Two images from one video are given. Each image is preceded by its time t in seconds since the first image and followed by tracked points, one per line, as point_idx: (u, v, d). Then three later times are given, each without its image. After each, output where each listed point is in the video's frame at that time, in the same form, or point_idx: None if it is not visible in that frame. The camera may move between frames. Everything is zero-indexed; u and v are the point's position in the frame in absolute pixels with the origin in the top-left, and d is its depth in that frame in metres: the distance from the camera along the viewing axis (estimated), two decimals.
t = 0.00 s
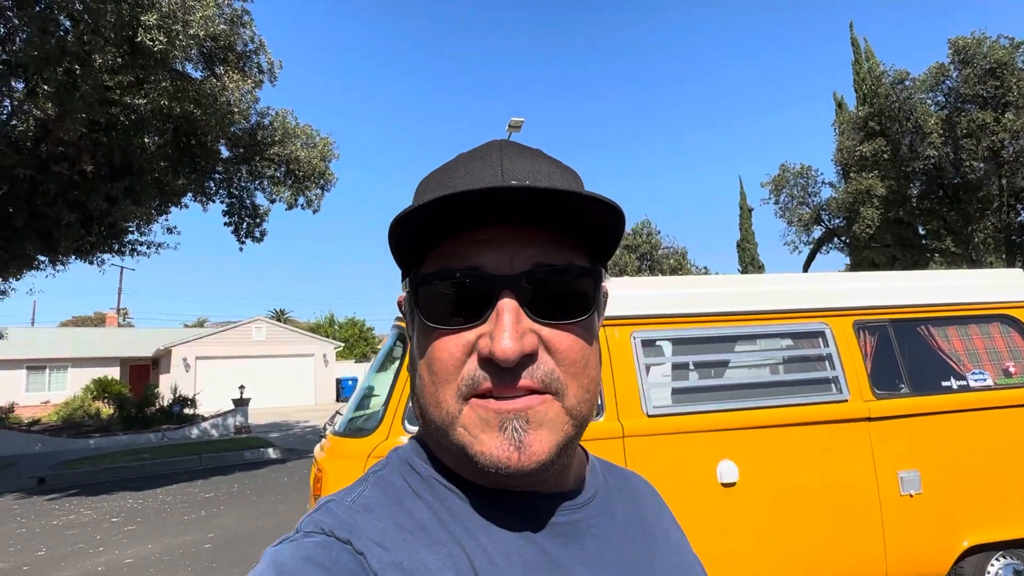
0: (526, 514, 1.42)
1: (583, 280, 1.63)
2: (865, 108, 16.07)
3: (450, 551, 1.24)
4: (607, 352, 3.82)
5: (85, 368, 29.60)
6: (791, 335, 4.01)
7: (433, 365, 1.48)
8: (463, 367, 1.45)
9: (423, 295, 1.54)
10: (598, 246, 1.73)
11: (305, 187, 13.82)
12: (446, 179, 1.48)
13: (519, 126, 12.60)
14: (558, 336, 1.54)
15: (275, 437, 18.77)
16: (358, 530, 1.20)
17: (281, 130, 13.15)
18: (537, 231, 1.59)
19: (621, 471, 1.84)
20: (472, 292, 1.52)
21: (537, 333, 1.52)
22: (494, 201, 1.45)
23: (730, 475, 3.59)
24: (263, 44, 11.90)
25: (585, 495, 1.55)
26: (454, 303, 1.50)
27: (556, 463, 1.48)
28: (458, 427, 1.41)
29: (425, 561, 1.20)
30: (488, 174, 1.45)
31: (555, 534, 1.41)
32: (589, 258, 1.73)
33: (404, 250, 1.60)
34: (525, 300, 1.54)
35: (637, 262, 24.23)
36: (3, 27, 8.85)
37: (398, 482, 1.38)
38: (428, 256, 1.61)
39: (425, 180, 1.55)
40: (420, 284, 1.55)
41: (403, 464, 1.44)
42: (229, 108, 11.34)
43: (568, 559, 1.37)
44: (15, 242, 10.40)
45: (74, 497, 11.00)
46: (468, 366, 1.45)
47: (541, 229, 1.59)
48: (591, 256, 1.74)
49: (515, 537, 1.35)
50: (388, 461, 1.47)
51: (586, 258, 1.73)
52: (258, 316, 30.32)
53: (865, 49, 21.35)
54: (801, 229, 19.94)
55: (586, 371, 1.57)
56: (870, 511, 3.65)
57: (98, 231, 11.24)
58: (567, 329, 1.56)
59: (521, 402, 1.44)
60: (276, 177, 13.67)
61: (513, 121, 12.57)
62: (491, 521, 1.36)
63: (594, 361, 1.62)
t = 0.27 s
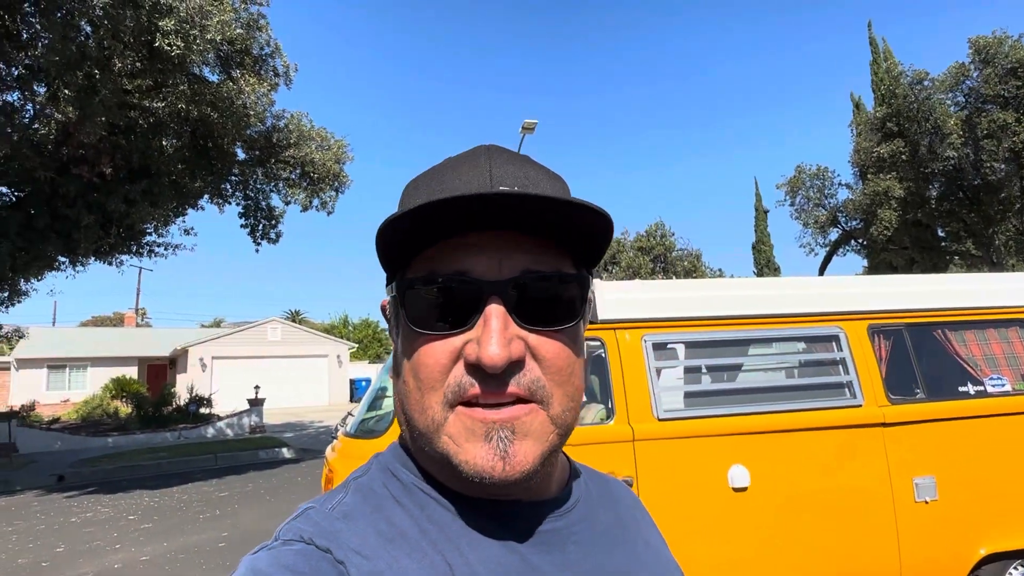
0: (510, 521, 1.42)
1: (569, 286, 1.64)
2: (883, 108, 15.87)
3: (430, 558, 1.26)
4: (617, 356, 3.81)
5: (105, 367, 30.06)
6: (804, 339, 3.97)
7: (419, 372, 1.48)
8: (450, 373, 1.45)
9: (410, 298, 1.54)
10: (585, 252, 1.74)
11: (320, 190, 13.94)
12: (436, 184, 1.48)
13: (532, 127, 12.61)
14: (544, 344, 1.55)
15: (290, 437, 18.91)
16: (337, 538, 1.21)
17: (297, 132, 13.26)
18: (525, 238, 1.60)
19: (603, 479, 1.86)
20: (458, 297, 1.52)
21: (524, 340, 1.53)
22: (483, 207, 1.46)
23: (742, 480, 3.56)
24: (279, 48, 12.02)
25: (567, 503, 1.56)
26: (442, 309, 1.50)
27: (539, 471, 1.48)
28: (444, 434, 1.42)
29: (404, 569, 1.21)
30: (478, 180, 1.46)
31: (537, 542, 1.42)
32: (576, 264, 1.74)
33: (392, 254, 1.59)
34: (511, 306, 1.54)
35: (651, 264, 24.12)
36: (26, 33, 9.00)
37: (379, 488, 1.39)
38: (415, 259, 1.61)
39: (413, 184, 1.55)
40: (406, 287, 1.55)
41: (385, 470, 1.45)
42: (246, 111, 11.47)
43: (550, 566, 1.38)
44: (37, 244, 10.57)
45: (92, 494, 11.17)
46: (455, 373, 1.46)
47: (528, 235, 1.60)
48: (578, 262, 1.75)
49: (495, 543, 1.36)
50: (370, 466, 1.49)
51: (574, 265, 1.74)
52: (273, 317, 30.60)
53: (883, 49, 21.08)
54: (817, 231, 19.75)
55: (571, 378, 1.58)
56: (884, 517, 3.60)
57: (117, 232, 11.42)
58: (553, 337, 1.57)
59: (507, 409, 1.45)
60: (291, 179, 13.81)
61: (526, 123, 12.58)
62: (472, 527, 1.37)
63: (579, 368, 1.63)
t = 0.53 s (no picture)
0: (506, 527, 1.45)
1: (565, 296, 1.65)
2: (899, 108, 15.70)
3: (424, 563, 1.28)
4: (628, 359, 3.81)
5: (122, 368, 30.46)
6: (817, 342, 3.94)
7: (415, 381, 1.48)
8: (447, 384, 1.46)
9: (408, 306, 1.54)
10: (582, 262, 1.75)
11: (333, 192, 14.06)
12: (435, 193, 1.50)
13: (544, 129, 12.62)
14: (540, 354, 1.55)
15: (303, 438, 19.04)
16: (332, 543, 1.23)
17: (310, 135, 13.38)
18: (522, 247, 1.61)
19: (598, 484, 1.88)
20: (455, 306, 1.52)
21: (520, 350, 1.54)
22: (481, 218, 1.48)
23: (754, 484, 3.54)
24: (293, 52, 12.14)
25: (562, 508, 1.59)
26: (439, 319, 1.50)
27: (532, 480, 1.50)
28: (438, 445, 1.43)
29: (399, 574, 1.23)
30: (476, 189, 1.48)
31: (532, 547, 1.44)
32: (573, 274, 1.75)
33: (390, 262, 1.60)
34: (508, 316, 1.55)
35: (664, 266, 24.01)
36: (45, 39, 9.14)
37: (374, 495, 1.40)
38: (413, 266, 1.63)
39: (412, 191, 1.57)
40: (405, 294, 1.55)
41: (380, 477, 1.47)
42: (260, 114, 11.59)
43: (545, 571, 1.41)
44: (56, 247, 10.73)
45: (110, 493, 11.32)
46: (452, 383, 1.46)
47: (527, 246, 1.61)
48: (575, 271, 1.77)
49: (489, 549, 1.38)
50: (363, 473, 1.50)
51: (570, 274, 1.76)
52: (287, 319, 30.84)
53: (900, 48, 20.85)
54: (832, 232, 19.56)
55: (565, 391, 1.59)
56: (900, 523, 3.56)
57: (134, 235, 11.59)
58: (549, 347, 1.58)
59: (503, 421, 1.46)
60: (305, 182, 13.93)
61: (538, 125, 12.60)
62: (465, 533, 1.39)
63: (574, 378, 1.64)
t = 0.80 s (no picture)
0: (507, 525, 1.46)
1: (564, 295, 1.66)
2: (911, 108, 15.58)
3: (426, 560, 1.28)
4: (636, 360, 3.80)
5: (134, 369, 30.74)
6: (827, 343, 3.92)
7: (413, 376, 1.50)
8: (444, 378, 1.47)
9: (406, 302, 1.56)
10: (580, 262, 1.77)
11: (342, 195, 14.13)
12: (434, 190, 1.51)
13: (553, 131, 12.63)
14: (538, 351, 1.56)
15: (313, 440, 19.13)
16: (333, 540, 1.23)
17: (320, 139, 13.45)
18: (520, 245, 1.62)
19: (595, 483, 1.90)
20: (453, 303, 1.54)
21: (517, 346, 1.54)
22: (479, 216, 1.49)
23: (764, 485, 3.52)
24: (303, 56, 12.22)
25: (560, 506, 1.60)
26: (436, 315, 1.52)
27: (531, 477, 1.51)
28: (434, 438, 1.44)
29: (401, 570, 1.23)
30: (475, 187, 1.49)
31: (531, 544, 1.45)
32: (571, 273, 1.76)
33: (389, 259, 1.62)
34: (505, 313, 1.56)
35: (673, 268, 23.94)
36: (59, 44, 9.21)
37: (374, 492, 1.41)
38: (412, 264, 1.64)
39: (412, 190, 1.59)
40: (403, 290, 1.57)
41: (381, 474, 1.47)
42: (270, 118, 11.68)
43: (545, 567, 1.42)
44: (70, 250, 10.80)
45: (122, 494, 11.43)
46: (449, 378, 1.47)
47: (526, 244, 1.63)
48: (573, 271, 1.78)
49: (490, 546, 1.39)
50: (364, 470, 1.51)
51: (568, 274, 1.77)
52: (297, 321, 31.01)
53: (912, 47, 20.67)
54: (843, 233, 19.41)
55: (563, 387, 1.59)
56: (911, 526, 3.53)
57: (146, 238, 11.72)
58: (546, 344, 1.59)
59: (499, 415, 1.47)
60: (315, 185, 14.02)
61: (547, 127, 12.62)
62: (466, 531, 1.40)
63: (571, 376, 1.65)
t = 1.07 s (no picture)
0: (511, 522, 1.46)
1: (568, 288, 1.67)
2: (918, 108, 15.51)
3: (431, 557, 1.28)
4: (640, 361, 3.80)
5: (141, 372, 30.91)
6: (833, 344, 3.90)
7: (417, 370, 1.50)
8: (448, 371, 1.48)
9: (411, 295, 1.57)
10: (583, 255, 1.78)
11: (348, 198, 14.17)
12: (437, 183, 1.52)
13: (558, 132, 12.63)
14: (542, 344, 1.57)
15: (319, 442, 19.17)
16: (338, 536, 1.24)
17: (325, 141, 13.49)
18: (522, 237, 1.64)
19: (599, 479, 1.90)
20: (458, 296, 1.54)
21: (521, 338, 1.55)
22: (482, 207, 1.50)
23: (769, 486, 3.51)
24: (308, 59, 12.26)
25: (565, 502, 1.60)
26: (440, 307, 1.53)
27: (536, 472, 1.51)
28: (438, 432, 1.44)
29: (406, 566, 1.23)
30: (478, 179, 1.50)
31: (535, 540, 1.46)
32: (575, 266, 1.77)
33: (392, 253, 1.63)
34: (509, 305, 1.57)
35: (678, 269, 23.89)
36: (66, 49, 9.25)
37: (380, 489, 1.42)
38: (416, 257, 1.65)
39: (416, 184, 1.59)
40: (407, 283, 1.58)
41: (387, 471, 1.48)
42: (276, 121, 11.72)
43: (549, 564, 1.42)
44: (77, 252, 10.84)
45: (129, 495, 11.48)
46: (454, 370, 1.48)
47: (529, 237, 1.64)
48: (577, 264, 1.79)
49: (496, 543, 1.39)
50: (370, 466, 1.52)
51: (571, 266, 1.78)
52: (303, 323, 31.11)
53: (919, 47, 20.57)
54: (849, 234, 19.33)
55: (567, 380, 1.60)
56: (918, 527, 3.51)
57: (153, 241, 11.80)
58: (550, 337, 1.59)
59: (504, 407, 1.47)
60: (320, 188, 14.06)
61: (552, 129, 12.63)
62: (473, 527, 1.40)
63: (576, 369, 1.65)
